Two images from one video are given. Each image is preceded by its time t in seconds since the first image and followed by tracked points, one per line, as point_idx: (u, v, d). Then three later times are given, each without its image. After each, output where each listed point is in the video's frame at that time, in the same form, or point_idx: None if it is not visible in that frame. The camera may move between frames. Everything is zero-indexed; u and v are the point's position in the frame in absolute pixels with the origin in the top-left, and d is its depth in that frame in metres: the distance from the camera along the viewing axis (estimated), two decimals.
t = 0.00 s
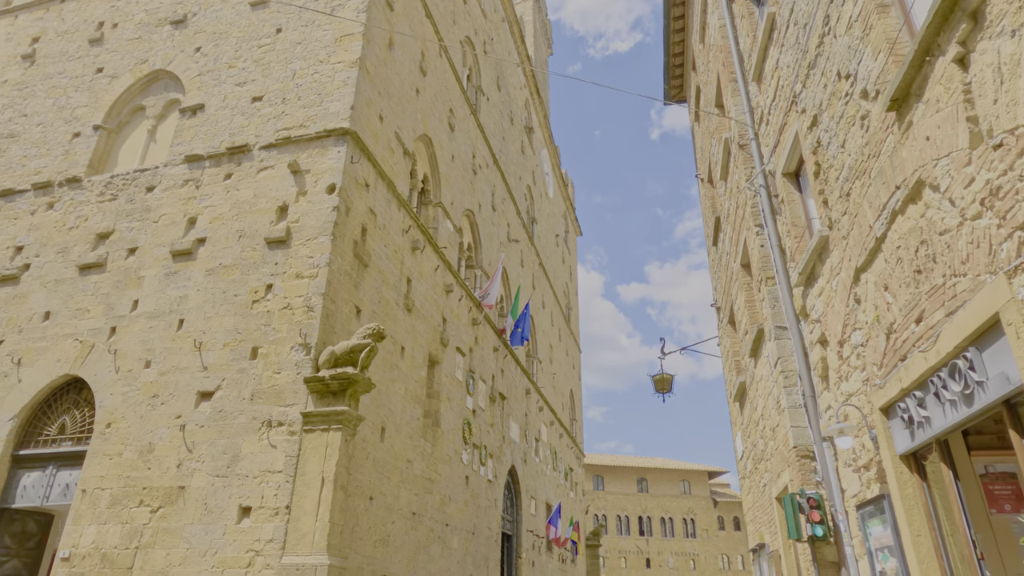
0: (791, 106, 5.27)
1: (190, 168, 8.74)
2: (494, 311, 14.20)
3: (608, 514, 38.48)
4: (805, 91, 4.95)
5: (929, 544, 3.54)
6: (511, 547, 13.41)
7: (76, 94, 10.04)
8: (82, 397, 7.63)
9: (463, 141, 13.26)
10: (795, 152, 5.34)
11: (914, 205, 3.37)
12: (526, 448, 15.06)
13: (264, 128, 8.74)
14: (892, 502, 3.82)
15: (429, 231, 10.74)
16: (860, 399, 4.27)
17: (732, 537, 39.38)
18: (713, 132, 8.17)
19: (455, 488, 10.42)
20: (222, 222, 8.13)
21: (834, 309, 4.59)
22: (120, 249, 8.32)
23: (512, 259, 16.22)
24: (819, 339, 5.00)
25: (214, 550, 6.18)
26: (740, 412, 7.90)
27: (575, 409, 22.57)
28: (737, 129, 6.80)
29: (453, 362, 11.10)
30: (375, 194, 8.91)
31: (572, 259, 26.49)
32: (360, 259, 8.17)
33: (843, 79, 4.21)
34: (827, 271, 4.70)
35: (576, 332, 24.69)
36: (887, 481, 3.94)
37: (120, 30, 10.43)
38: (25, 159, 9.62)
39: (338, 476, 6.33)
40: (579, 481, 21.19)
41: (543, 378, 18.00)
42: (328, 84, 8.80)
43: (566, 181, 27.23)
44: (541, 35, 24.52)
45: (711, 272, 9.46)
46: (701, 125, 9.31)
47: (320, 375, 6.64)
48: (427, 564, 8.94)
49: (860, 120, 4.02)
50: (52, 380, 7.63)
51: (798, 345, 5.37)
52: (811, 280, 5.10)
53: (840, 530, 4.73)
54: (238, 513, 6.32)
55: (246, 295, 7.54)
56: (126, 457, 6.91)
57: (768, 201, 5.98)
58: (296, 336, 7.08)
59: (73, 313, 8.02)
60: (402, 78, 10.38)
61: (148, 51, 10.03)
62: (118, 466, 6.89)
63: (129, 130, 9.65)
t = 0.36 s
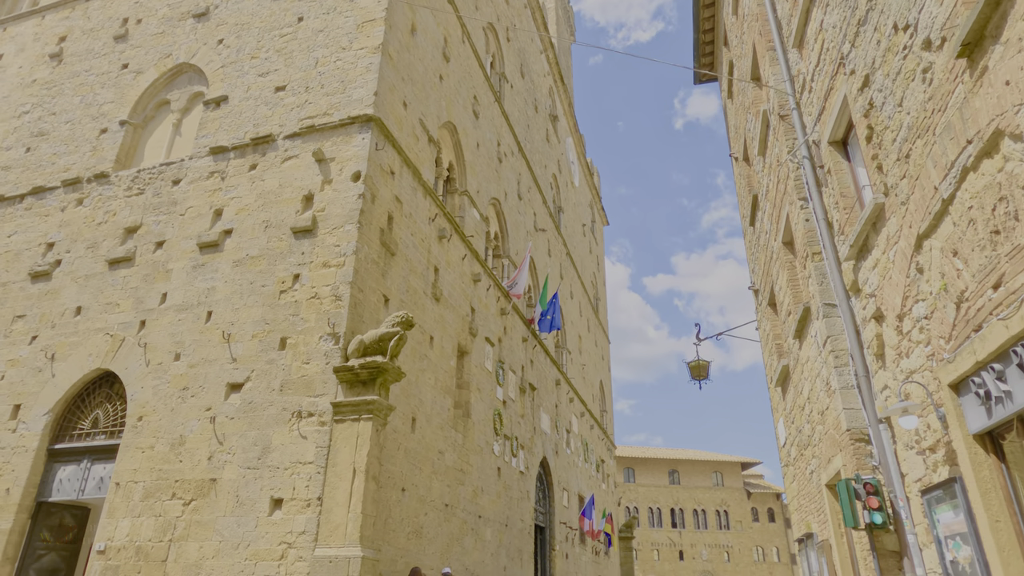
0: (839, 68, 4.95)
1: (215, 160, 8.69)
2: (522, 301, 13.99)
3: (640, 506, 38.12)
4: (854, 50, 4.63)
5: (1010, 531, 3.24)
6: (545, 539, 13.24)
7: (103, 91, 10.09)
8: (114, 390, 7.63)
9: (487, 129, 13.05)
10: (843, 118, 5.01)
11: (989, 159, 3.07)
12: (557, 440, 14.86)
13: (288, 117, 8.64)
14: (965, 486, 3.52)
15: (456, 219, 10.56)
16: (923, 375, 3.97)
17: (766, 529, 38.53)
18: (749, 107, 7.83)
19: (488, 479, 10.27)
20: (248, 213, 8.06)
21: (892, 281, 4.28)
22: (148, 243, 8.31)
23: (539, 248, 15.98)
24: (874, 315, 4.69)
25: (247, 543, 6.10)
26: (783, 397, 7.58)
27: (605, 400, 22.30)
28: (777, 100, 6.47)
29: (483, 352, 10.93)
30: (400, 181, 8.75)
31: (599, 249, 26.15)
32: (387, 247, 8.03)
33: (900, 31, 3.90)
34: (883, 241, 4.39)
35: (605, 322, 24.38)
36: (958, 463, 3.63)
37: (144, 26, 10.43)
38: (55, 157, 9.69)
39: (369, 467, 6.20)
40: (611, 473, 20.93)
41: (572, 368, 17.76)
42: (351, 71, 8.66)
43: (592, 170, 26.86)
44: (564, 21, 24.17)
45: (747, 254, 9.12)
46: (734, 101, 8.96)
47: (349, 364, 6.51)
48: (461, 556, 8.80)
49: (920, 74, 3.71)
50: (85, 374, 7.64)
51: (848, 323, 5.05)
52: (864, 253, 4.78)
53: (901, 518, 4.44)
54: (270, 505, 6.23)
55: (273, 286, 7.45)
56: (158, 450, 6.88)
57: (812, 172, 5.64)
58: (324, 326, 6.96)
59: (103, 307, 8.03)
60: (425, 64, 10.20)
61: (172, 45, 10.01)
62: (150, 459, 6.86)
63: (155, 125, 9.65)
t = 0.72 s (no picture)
0: (894, 27, 4.61)
1: (242, 152, 8.63)
2: (552, 291, 13.75)
3: (673, 499, 37.65)
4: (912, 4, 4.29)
5: None
6: (581, 532, 13.03)
7: (131, 88, 10.13)
8: (148, 385, 7.62)
9: (514, 116, 12.82)
10: (900, 81, 4.67)
11: None
12: (590, 432, 14.62)
13: (314, 107, 8.53)
14: None
15: (484, 208, 10.36)
16: (1000, 352, 3.64)
17: (804, 521, 38.19)
18: (789, 80, 7.46)
19: (522, 471, 10.10)
20: (277, 205, 7.98)
21: (960, 252, 3.96)
22: (178, 238, 8.30)
23: (568, 237, 15.71)
24: (938, 290, 4.35)
25: (283, 536, 6.02)
26: (831, 383, 7.24)
27: (638, 391, 21.96)
28: (822, 69, 6.12)
29: (514, 343, 10.74)
30: (428, 169, 8.58)
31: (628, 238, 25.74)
32: (416, 236, 7.87)
33: None
34: (949, 209, 4.06)
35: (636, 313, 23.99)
36: None
37: (170, 22, 10.43)
38: (86, 155, 9.77)
39: (404, 458, 6.06)
40: (645, 465, 20.61)
41: (604, 359, 17.48)
42: (376, 58, 8.51)
43: (620, 159, 26.42)
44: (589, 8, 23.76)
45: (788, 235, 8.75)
46: (773, 76, 8.58)
47: (381, 354, 6.38)
48: (497, 549, 8.65)
49: (995, 22, 3.38)
50: (119, 369, 7.65)
51: (908, 300, 4.70)
52: (926, 224, 4.45)
53: (974, 507, 4.14)
54: (304, 498, 6.13)
55: (303, 277, 7.35)
56: (192, 444, 6.84)
57: (862, 141, 5.29)
58: (355, 317, 6.84)
59: (136, 302, 8.05)
60: (451, 50, 10.01)
61: (197, 40, 9.98)
62: (185, 454, 6.83)
63: (182, 120, 9.65)
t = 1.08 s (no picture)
0: None
1: (266, 143, 8.56)
2: (581, 279, 13.49)
3: (706, 491, 37.09)
4: None
5: None
6: (614, 524, 12.80)
7: (155, 83, 10.17)
8: (177, 378, 7.61)
9: (538, 102, 12.57)
10: (957, 35, 4.33)
11: None
12: (622, 422, 14.36)
13: (336, 95, 8.40)
14: None
15: (511, 195, 10.16)
16: None
17: (840, 513, 37.40)
18: (828, 49, 7.09)
19: (554, 462, 9.90)
20: (301, 194, 7.88)
21: None
22: (204, 230, 8.27)
23: (596, 225, 15.42)
24: (1004, 259, 4.02)
25: (313, 528, 5.92)
26: (878, 366, 6.88)
27: (669, 382, 21.57)
28: (867, 32, 5.76)
29: (544, 331, 10.53)
30: (452, 155, 8.40)
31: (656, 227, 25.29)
32: (441, 222, 7.70)
33: None
34: (1018, 169, 3.72)
35: (665, 302, 23.58)
36: None
37: (192, 16, 10.42)
38: (113, 151, 9.85)
39: (434, 447, 5.91)
40: (678, 456, 20.25)
41: (635, 349, 17.16)
42: (397, 42, 8.35)
43: (646, 146, 25.95)
44: None
45: (828, 214, 8.36)
46: (810, 47, 8.19)
47: (408, 342, 6.23)
48: (530, 541, 8.48)
49: None
50: (149, 363, 7.65)
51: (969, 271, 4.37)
52: (990, 188, 4.11)
53: None
54: (334, 489, 6.02)
55: (328, 266, 7.23)
56: (222, 436, 6.79)
57: (914, 105, 4.94)
58: (382, 305, 6.70)
59: (164, 296, 8.04)
60: (473, 34, 9.80)
61: (219, 32, 9.95)
62: (214, 446, 6.78)
63: (206, 113, 9.64)
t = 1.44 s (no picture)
0: None
1: (285, 135, 8.48)
2: (606, 269, 13.23)
3: (735, 484, 36.55)
4: None
5: None
6: (644, 517, 12.58)
7: (175, 79, 10.17)
8: (201, 373, 7.56)
9: (560, 88, 12.32)
10: None
11: None
12: (650, 414, 14.10)
13: (355, 84, 8.26)
14: None
15: (533, 183, 9.95)
16: None
17: (873, 505, 36.64)
18: (866, 19, 6.75)
19: (582, 454, 9.71)
20: (321, 185, 7.77)
21: None
22: (226, 224, 8.24)
23: (620, 214, 15.13)
24: None
25: (339, 522, 5.81)
26: (923, 351, 6.56)
27: (696, 372, 21.21)
28: None
29: (569, 322, 10.33)
30: (473, 142, 8.21)
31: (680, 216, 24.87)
32: (464, 211, 7.53)
33: None
34: None
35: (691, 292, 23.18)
36: None
37: (209, 10, 10.37)
38: (135, 148, 9.92)
39: (460, 440, 5.75)
40: (706, 448, 19.91)
41: (661, 340, 16.87)
42: (416, 29, 8.19)
43: (669, 134, 25.50)
44: None
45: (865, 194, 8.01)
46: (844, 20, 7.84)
47: (432, 332, 6.08)
48: (560, 535, 8.32)
49: None
50: (173, 358, 7.63)
51: None
52: None
53: None
54: (359, 483, 5.90)
55: (350, 257, 7.10)
56: (246, 431, 6.72)
57: (965, 70, 4.62)
58: (404, 295, 6.56)
59: (187, 291, 8.02)
60: (492, 19, 9.60)
61: (237, 25, 9.88)
62: (239, 440, 6.71)
63: (226, 107, 9.60)
